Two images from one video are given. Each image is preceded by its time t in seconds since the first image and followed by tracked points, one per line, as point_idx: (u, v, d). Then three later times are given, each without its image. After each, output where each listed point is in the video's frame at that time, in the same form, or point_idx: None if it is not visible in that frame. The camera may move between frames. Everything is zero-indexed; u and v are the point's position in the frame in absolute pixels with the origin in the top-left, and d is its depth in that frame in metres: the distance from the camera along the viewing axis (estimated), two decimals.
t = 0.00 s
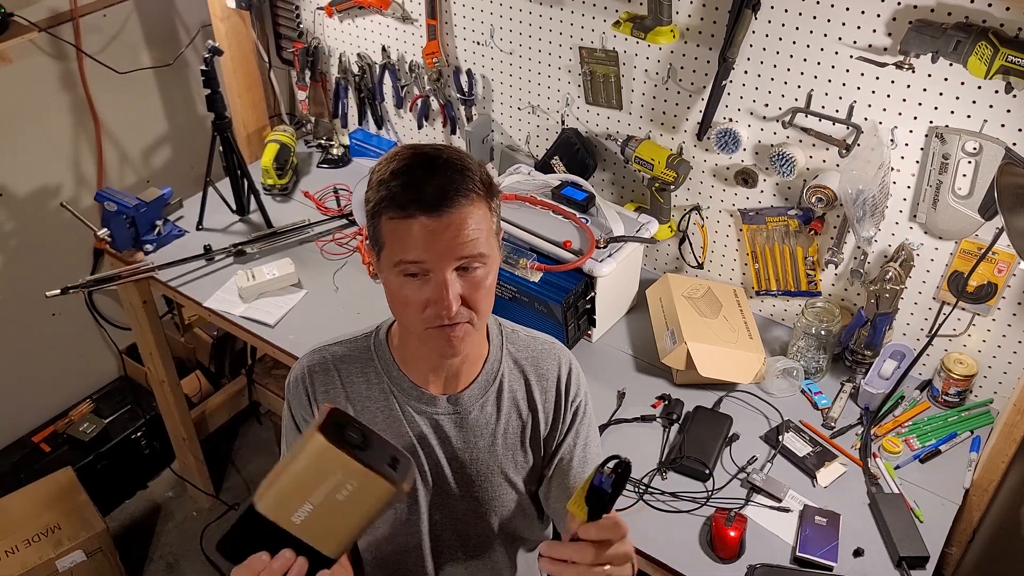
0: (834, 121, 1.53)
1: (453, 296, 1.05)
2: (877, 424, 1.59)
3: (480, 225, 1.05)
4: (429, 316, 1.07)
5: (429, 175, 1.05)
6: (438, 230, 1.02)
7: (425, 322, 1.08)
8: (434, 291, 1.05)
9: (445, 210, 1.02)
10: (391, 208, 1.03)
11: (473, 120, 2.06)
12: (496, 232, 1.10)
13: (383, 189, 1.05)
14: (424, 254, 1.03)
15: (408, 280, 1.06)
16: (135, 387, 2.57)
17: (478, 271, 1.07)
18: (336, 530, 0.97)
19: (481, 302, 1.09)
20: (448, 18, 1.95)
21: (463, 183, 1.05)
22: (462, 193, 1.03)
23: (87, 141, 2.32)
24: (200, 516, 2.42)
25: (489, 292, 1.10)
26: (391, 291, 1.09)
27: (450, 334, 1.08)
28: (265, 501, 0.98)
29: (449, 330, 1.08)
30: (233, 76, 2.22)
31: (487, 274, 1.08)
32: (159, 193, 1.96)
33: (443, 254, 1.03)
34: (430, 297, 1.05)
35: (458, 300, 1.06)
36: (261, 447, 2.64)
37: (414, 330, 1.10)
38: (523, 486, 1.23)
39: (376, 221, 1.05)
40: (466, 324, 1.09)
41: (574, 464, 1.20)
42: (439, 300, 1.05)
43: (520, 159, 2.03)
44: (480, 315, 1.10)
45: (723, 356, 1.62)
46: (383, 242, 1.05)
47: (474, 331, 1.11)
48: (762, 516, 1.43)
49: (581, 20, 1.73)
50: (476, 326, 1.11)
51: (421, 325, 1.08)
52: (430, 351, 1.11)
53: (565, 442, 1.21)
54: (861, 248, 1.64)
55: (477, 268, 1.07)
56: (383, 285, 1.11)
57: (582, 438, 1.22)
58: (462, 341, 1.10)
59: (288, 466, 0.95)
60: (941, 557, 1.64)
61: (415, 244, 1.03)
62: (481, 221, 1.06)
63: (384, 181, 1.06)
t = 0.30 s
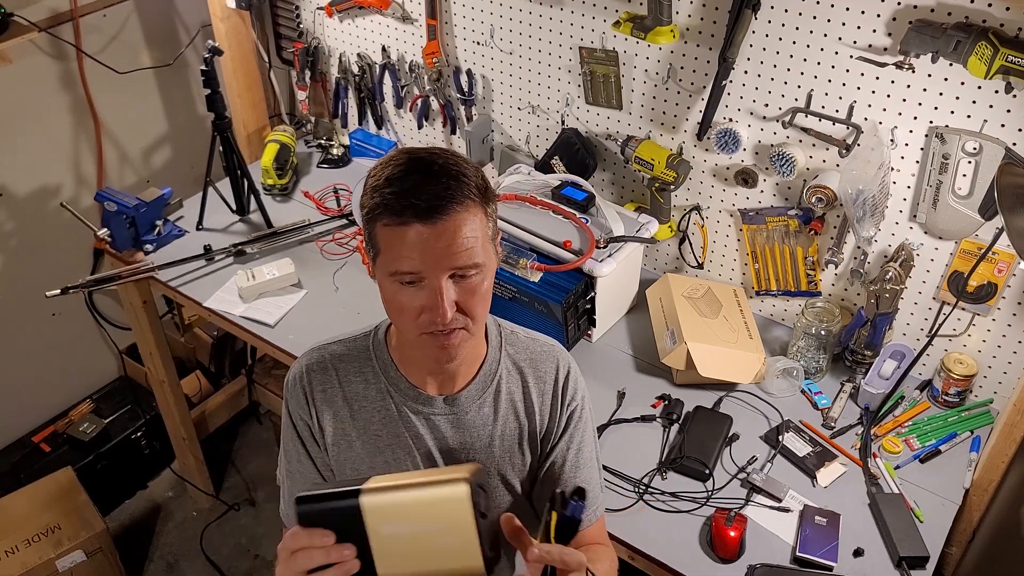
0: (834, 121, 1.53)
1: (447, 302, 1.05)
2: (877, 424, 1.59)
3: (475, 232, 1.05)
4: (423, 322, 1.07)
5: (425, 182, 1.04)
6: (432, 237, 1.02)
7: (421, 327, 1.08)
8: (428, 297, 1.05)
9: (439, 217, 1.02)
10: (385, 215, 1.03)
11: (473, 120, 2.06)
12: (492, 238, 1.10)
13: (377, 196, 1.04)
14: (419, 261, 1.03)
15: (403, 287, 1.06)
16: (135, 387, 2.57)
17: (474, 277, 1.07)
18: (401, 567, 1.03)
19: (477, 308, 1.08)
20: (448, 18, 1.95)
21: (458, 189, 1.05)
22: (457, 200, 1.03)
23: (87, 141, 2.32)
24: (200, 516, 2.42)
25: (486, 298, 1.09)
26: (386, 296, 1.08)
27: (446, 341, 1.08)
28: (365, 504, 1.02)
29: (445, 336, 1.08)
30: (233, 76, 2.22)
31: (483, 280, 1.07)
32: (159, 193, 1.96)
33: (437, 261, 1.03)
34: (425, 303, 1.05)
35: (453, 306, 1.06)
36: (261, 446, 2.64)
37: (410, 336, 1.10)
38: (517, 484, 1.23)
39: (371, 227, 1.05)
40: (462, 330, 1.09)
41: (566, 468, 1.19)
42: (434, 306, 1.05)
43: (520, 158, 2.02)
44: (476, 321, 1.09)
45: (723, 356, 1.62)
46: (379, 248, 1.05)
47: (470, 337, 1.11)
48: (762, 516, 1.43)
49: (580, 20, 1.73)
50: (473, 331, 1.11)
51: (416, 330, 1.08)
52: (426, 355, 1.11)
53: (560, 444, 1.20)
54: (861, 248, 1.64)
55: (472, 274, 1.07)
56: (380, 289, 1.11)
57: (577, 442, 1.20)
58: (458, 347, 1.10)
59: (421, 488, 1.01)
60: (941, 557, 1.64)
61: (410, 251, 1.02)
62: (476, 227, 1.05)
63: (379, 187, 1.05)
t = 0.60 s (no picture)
0: (834, 121, 1.53)
1: (440, 302, 1.06)
2: (877, 424, 1.59)
3: (468, 231, 1.05)
4: (417, 323, 1.07)
5: (416, 182, 1.04)
6: (424, 237, 1.02)
7: (414, 328, 1.08)
8: (421, 297, 1.05)
9: (431, 216, 1.02)
10: (377, 215, 1.03)
11: (472, 120, 2.06)
12: (486, 236, 1.10)
13: (369, 196, 1.04)
14: (410, 261, 1.03)
15: (396, 288, 1.06)
16: (135, 387, 2.57)
17: (467, 276, 1.07)
18: None
19: (471, 307, 1.09)
20: (448, 18, 1.95)
21: (450, 188, 1.05)
22: (449, 200, 1.03)
23: (87, 141, 2.32)
24: (200, 516, 2.42)
25: (480, 297, 1.09)
26: (380, 297, 1.09)
27: (440, 341, 1.09)
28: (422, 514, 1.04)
29: (438, 336, 1.08)
30: (233, 76, 2.22)
31: (476, 280, 1.08)
32: (159, 193, 1.96)
33: (429, 261, 1.03)
34: (418, 303, 1.06)
35: (446, 306, 1.07)
36: (261, 446, 2.64)
37: (404, 336, 1.10)
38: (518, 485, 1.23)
39: (365, 228, 1.05)
40: (456, 329, 1.09)
41: (569, 467, 1.20)
42: (427, 306, 1.06)
43: (520, 158, 2.02)
44: (469, 321, 1.09)
45: (723, 356, 1.62)
46: (372, 248, 1.05)
47: (465, 336, 1.11)
48: (763, 516, 1.43)
49: (580, 20, 1.73)
50: (468, 331, 1.11)
51: (410, 331, 1.09)
52: (421, 355, 1.11)
53: (561, 444, 1.21)
54: (861, 248, 1.64)
55: (466, 274, 1.07)
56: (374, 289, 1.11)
57: (579, 441, 1.21)
58: (452, 347, 1.10)
59: (495, 521, 1.03)
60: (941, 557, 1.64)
61: (401, 252, 1.03)
62: (469, 227, 1.05)
63: (371, 188, 1.06)
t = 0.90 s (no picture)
0: (834, 121, 1.53)
1: (442, 298, 1.05)
2: (877, 424, 1.59)
3: (469, 227, 1.05)
4: (419, 320, 1.07)
5: (417, 178, 1.04)
6: (425, 233, 1.02)
7: (416, 324, 1.08)
8: (423, 293, 1.05)
9: (432, 211, 1.02)
10: (378, 211, 1.03)
11: (473, 120, 2.06)
12: (487, 232, 1.10)
13: (370, 193, 1.04)
14: (412, 257, 1.03)
15: (398, 284, 1.06)
16: (135, 387, 2.57)
17: (468, 272, 1.07)
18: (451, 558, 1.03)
19: (472, 303, 1.09)
20: (448, 18, 1.95)
21: (451, 184, 1.05)
22: (450, 195, 1.03)
23: (87, 141, 2.32)
24: (200, 516, 2.42)
25: (481, 293, 1.09)
26: (381, 294, 1.08)
27: (442, 337, 1.08)
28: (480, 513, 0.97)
29: (440, 332, 1.08)
30: (233, 76, 2.22)
31: (477, 276, 1.07)
32: (159, 193, 1.96)
33: (430, 257, 1.03)
34: (420, 299, 1.05)
35: (448, 302, 1.06)
36: (261, 446, 2.64)
37: (405, 333, 1.10)
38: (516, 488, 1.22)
39: (366, 225, 1.05)
40: (458, 326, 1.09)
41: (556, 472, 1.20)
42: (428, 302, 1.05)
43: (520, 158, 2.02)
44: (471, 317, 1.09)
45: (723, 356, 1.62)
46: (373, 246, 1.05)
47: (466, 333, 1.11)
48: (762, 516, 1.43)
49: (580, 20, 1.73)
50: (470, 328, 1.11)
51: (412, 327, 1.08)
52: (422, 353, 1.11)
53: (556, 451, 1.20)
54: (861, 248, 1.64)
55: (467, 270, 1.07)
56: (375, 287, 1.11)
57: (572, 449, 1.20)
58: (454, 343, 1.10)
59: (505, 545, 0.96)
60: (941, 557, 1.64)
61: (403, 248, 1.03)
62: (470, 222, 1.05)
63: (372, 184, 1.06)
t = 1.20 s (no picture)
0: (834, 121, 1.53)
1: (447, 294, 1.05)
2: (877, 424, 1.59)
3: (473, 222, 1.05)
4: (423, 317, 1.07)
5: (420, 174, 1.04)
6: (428, 228, 1.02)
7: (421, 322, 1.08)
8: (427, 290, 1.05)
9: (435, 206, 1.02)
10: (382, 208, 1.03)
11: (472, 120, 2.06)
12: (490, 229, 1.10)
13: (373, 189, 1.04)
14: (416, 253, 1.03)
15: (402, 282, 1.06)
16: (135, 387, 2.57)
17: (473, 268, 1.07)
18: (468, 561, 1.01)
19: (476, 300, 1.08)
20: (448, 18, 1.95)
21: (454, 180, 1.05)
22: (453, 190, 1.03)
23: (87, 141, 2.32)
24: (201, 516, 2.42)
25: (485, 290, 1.09)
26: (386, 292, 1.08)
27: (447, 335, 1.08)
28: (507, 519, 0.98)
29: (445, 329, 1.08)
30: (233, 76, 2.22)
31: (481, 273, 1.07)
32: (159, 193, 1.96)
33: (435, 253, 1.03)
34: (424, 296, 1.05)
35: (452, 298, 1.06)
36: (261, 446, 2.64)
37: (410, 331, 1.09)
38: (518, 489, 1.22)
39: (369, 222, 1.05)
40: (463, 323, 1.09)
41: (556, 475, 1.20)
42: (433, 299, 1.05)
43: (520, 158, 2.02)
44: (476, 314, 1.09)
45: (723, 356, 1.62)
46: (376, 243, 1.05)
47: (471, 330, 1.10)
48: (762, 516, 1.43)
49: (580, 20, 1.73)
50: (474, 325, 1.10)
51: (417, 325, 1.08)
52: (427, 351, 1.11)
53: (556, 452, 1.20)
54: (861, 248, 1.64)
55: (471, 266, 1.07)
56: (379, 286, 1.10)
57: (572, 451, 1.20)
58: (459, 341, 1.09)
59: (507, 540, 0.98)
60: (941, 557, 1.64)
61: (407, 243, 1.02)
62: (473, 219, 1.05)
63: (376, 181, 1.06)
